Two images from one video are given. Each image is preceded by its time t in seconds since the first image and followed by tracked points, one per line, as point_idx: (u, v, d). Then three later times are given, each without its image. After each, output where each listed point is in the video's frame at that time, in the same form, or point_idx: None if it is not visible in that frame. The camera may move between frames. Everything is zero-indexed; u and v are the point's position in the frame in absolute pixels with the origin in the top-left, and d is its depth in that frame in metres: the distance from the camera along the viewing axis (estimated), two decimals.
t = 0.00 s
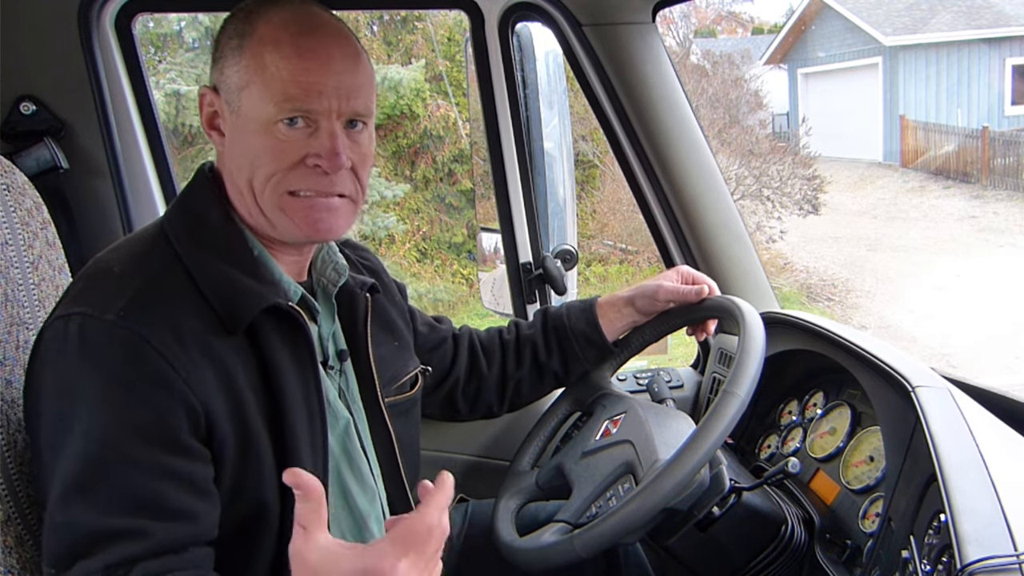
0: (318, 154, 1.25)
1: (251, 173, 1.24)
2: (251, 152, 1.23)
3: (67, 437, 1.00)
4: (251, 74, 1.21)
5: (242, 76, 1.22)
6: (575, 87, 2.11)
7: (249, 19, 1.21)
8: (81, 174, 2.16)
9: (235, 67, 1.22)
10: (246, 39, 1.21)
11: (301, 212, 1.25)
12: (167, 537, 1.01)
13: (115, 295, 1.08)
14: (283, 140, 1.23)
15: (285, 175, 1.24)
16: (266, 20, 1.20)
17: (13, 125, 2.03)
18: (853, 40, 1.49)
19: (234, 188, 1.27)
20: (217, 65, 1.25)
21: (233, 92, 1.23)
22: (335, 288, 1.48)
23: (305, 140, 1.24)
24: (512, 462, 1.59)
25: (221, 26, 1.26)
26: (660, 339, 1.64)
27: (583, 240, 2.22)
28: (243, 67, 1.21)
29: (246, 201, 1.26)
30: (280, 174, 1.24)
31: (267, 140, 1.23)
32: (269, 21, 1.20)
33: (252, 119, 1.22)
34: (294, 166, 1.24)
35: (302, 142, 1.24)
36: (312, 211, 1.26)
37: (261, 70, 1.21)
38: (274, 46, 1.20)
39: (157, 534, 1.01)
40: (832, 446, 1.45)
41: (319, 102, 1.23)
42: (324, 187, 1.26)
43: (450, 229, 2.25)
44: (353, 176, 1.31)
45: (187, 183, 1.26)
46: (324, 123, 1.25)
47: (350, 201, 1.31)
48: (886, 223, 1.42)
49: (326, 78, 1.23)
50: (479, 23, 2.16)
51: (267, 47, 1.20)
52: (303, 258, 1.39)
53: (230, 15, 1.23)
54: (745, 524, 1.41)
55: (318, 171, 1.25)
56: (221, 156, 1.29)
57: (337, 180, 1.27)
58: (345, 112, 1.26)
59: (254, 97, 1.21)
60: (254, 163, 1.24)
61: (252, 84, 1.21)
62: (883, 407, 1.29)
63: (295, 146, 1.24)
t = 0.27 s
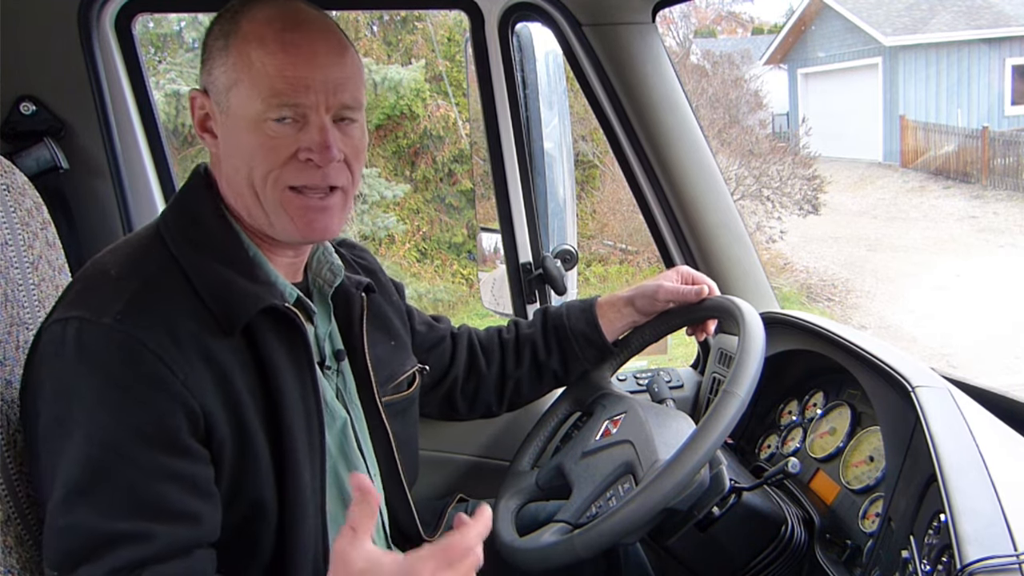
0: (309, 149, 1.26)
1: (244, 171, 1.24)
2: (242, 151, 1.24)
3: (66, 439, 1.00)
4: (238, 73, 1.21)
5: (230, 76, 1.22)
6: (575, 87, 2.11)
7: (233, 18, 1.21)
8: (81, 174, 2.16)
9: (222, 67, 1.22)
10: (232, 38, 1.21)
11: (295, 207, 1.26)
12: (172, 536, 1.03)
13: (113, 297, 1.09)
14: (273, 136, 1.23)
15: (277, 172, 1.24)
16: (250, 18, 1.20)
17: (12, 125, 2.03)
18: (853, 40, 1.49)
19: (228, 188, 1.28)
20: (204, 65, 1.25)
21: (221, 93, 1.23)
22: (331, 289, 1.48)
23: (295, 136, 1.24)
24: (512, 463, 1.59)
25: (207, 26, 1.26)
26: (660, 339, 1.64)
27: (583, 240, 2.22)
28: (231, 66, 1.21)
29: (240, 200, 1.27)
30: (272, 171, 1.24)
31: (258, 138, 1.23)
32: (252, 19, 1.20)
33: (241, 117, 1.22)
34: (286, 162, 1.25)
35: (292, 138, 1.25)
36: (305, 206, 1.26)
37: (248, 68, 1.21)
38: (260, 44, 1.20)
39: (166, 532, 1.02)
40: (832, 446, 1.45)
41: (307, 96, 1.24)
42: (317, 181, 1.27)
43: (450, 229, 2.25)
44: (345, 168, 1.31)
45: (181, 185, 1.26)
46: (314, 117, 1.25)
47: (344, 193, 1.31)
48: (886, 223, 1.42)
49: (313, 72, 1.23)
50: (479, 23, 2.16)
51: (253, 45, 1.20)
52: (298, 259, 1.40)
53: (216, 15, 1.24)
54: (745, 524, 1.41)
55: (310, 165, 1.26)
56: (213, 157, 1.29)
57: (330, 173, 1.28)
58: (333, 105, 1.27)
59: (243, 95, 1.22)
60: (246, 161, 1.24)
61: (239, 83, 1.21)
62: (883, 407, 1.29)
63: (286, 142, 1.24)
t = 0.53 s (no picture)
0: (313, 151, 1.25)
1: (248, 171, 1.24)
2: (246, 151, 1.24)
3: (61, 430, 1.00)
4: (244, 72, 1.21)
5: (235, 76, 1.22)
6: (575, 87, 2.11)
7: (241, 19, 1.22)
8: (82, 174, 2.16)
9: (228, 66, 1.22)
10: (239, 38, 1.21)
11: (297, 209, 1.25)
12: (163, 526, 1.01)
13: (111, 289, 1.09)
14: (277, 138, 1.23)
15: (281, 173, 1.24)
16: (257, 18, 1.21)
17: (13, 126, 2.03)
18: (853, 40, 1.49)
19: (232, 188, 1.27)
20: (211, 65, 1.26)
21: (227, 92, 1.23)
22: (331, 290, 1.47)
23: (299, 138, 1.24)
24: (512, 463, 1.59)
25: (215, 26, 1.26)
26: (660, 339, 1.64)
27: (583, 240, 2.22)
28: (236, 66, 1.22)
29: (245, 201, 1.26)
30: (275, 172, 1.24)
31: (261, 139, 1.23)
32: (260, 20, 1.21)
33: (246, 117, 1.22)
34: (290, 164, 1.24)
35: (296, 140, 1.24)
36: (308, 208, 1.25)
37: (253, 68, 1.21)
38: (266, 44, 1.21)
39: (157, 522, 1.00)
40: (832, 446, 1.45)
41: (312, 98, 1.23)
42: (321, 184, 1.26)
43: (451, 229, 2.23)
44: (350, 172, 1.30)
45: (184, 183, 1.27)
46: (318, 120, 1.25)
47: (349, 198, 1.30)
48: (886, 223, 1.42)
49: (317, 74, 1.23)
50: (479, 23, 2.16)
51: (259, 45, 1.21)
52: (298, 259, 1.39)
53: (223, 16, 1.24)
54: (746, 524, 1.40)
55: (314, 168, 1.25)
56: (217, 157, 1.29)
57: (334, 177, 1.27)
58: (338, 108, 1.26)
59: (248, 96, 1.22)
60: (250, 161, 1.24)
61: (244, 83, 1.22)
62: (882, 407, 1.29)
63: (290, 143, 1.24)
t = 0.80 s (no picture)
0: (322, 156, 1.25)
1: (255, 173, 1.24)
2: (254, 153, 1.23)
3: (66, 439, 1.00)
4: (255, 75, 1.21)
5: (246, 78, 1.22)
6: (575, 87, 2.11)
7: (253, 21, 1.22)
8: (82, 174, 2.16)
9: (239, 68, 1.22)
10: (251, 41, 1.21)
11: (304, 213, 1.25)
12: (172, 539, 1.03)
13: (114, 295, 1.08)
14: (286, 141, 1.23)
15: (289, 177, 1.24)
16: (271, 21, 1.21)
17: (13, 126, 2.03)
18: (853, 40, 1.49)
19: (238, 189, 1.27)
20: (221, 65, 1.25)
21: (237, 94, 1.23)
22: (335, 291, 1.48)
23: (309, 142, 1.24)
24: (511, 463, 1.59)
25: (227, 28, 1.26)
26: (660, 339, 1.64)
27: (583, 240, 2.22)
28: (247, 68, 1.21)
29: (251, 202, 1.26)
30: (283, 176, 1.24)
31: (271, 142, 1.23)
32: (273, 23, 1.21)
33: (255, 119, 1.22)
34: (298, 167, 1.24)
35: (306, 144, 1.24)
36: (315, 213, 1.25)
37: (264, 71, 1.21)
38: (278, 48, 1.20)
39: (166, 535, 1.02)
40: (832, 446, 1.45)
41: (323, 103, 1.23)
42: (329, 189, 1.25)
43: (450, 229, 2.23)
44: (358, 178, 1.30)
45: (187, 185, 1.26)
46: (328, 124, 1.25)
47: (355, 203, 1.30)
48: (886, 222, 1.42)
49: (329, 79, 1.23)
50: (479, 23, 2.16)
51: (271, 48, 1.20)
52: (302, 261, 1.39)
53: (234, 17, 1.24)
54: (746, 525, 1.40)
55: (322, 173, 1.25)
56: (223, 157, 1.28)
57: (342, 182, 1.26)
58: (349, 113, 1.26)
59: (258, 99, 1.22)
60: (258, 163, 1.23)
61: (255, 86, 1.21)
62: (882, 407, 1.30)
63: (299, 147, 1.23)
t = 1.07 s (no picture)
0: (324, 156, 1.25)
1: (256, 174, 1.24)
2: (255, 154, 1.23)
3: (85, 435, 1.00)
4: (255, 76, 1.21)
5: (245, 79, 1.21)
6: (575, 87, 2.11)
7: (251, 21, 1.21)
8: (82, 174, 2.17)
9: (237, 69, 1.22)
10: (250, 41, 1.20)
11: (306, 212, 1.26)
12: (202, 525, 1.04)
13: (124, 293, 1.08)
14: (287, 141, 1.23)
15: (291, 177, 1.24)
16: (270, 21, 1.21)
17: (13, 126, 2.03)
18: (853, 40, 1.49)
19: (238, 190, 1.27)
20: (218, 65, 1.25)
21: (236, 95, 1.22)
22: (335, 292, 1.48)
23: (310, 142, 1.24)
24: (512, 463, 1.59)
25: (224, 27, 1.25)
26: (660, 339, 1.64)
27: (582, 240, 2.22)
28: (247, 69, 1.21)
29: (250, 202, 1.27)
30: (285, 176, 1.24)
31: (272, 143, 1.23)
32: (272, 23, 1.20)
33: (256, 120, 1.22)
34: (299, 168, 1.24)
35: (307, 144, 1.24)
36: (316, 212, 1.26)
37: (265, 72, 1.20)
38: (278, 48, 1.20)
39: (194, 523, 1.04)
40: (832, 446, 1.45)
41: (324, 103, 1.23)
42: (330, 188, 1.26)
43: (450, 229, 2.24)
44: (358, 176, 1.30)
45: (189, 185, 1.27)
46: (330, 124, 1.25)
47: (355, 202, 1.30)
48: (886, 222, 1.42)
49: (331, 79, 1.23)
50: (479, 23, 2.16)
51: (271, 49, 1.20)
52: (302, 262, 1.40)
53: (232, 16, 1.23)
54: (746, 525, 1.40)
55: (323, 173, 1.25)
56: (223, 158, 1.29)
57: (343, 181, 1.27)
58: (350, 113, 1.26)
59: (259, 99, 1.21)
60: (258, 165, 1.24)
61: (256, 86, 1.21)
62: (882, 407, 1.30)
63: (300, 148, 1.24)
